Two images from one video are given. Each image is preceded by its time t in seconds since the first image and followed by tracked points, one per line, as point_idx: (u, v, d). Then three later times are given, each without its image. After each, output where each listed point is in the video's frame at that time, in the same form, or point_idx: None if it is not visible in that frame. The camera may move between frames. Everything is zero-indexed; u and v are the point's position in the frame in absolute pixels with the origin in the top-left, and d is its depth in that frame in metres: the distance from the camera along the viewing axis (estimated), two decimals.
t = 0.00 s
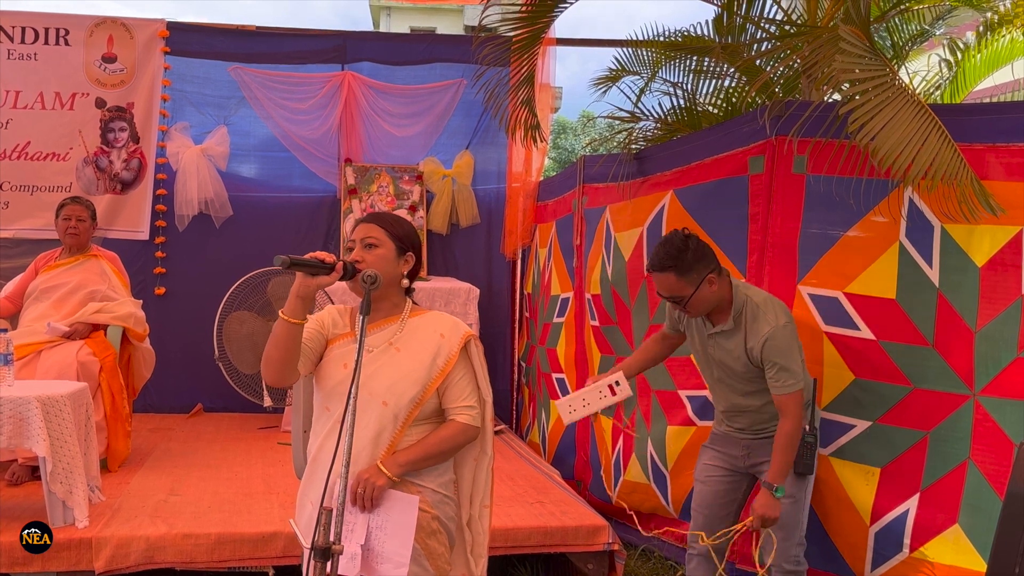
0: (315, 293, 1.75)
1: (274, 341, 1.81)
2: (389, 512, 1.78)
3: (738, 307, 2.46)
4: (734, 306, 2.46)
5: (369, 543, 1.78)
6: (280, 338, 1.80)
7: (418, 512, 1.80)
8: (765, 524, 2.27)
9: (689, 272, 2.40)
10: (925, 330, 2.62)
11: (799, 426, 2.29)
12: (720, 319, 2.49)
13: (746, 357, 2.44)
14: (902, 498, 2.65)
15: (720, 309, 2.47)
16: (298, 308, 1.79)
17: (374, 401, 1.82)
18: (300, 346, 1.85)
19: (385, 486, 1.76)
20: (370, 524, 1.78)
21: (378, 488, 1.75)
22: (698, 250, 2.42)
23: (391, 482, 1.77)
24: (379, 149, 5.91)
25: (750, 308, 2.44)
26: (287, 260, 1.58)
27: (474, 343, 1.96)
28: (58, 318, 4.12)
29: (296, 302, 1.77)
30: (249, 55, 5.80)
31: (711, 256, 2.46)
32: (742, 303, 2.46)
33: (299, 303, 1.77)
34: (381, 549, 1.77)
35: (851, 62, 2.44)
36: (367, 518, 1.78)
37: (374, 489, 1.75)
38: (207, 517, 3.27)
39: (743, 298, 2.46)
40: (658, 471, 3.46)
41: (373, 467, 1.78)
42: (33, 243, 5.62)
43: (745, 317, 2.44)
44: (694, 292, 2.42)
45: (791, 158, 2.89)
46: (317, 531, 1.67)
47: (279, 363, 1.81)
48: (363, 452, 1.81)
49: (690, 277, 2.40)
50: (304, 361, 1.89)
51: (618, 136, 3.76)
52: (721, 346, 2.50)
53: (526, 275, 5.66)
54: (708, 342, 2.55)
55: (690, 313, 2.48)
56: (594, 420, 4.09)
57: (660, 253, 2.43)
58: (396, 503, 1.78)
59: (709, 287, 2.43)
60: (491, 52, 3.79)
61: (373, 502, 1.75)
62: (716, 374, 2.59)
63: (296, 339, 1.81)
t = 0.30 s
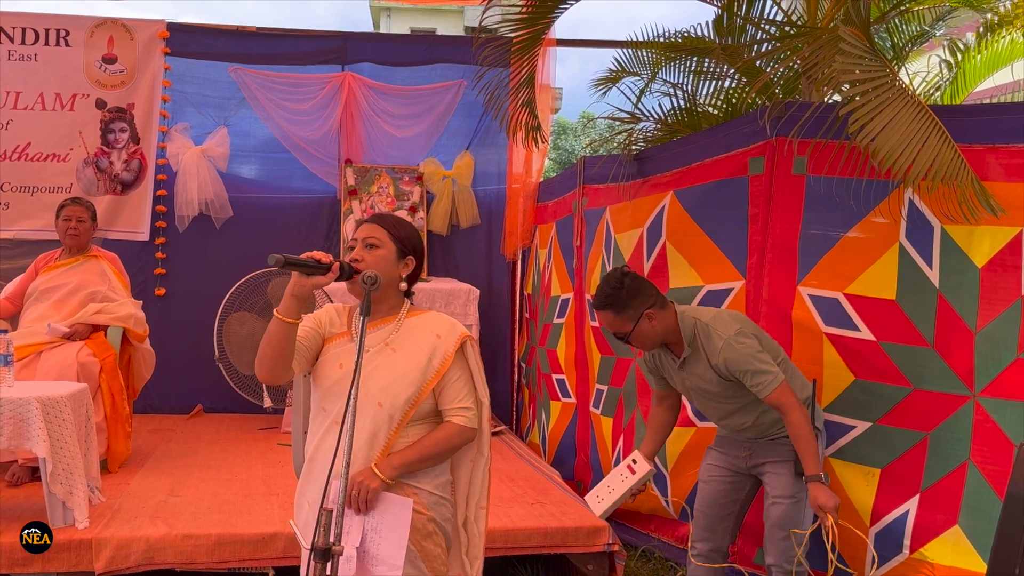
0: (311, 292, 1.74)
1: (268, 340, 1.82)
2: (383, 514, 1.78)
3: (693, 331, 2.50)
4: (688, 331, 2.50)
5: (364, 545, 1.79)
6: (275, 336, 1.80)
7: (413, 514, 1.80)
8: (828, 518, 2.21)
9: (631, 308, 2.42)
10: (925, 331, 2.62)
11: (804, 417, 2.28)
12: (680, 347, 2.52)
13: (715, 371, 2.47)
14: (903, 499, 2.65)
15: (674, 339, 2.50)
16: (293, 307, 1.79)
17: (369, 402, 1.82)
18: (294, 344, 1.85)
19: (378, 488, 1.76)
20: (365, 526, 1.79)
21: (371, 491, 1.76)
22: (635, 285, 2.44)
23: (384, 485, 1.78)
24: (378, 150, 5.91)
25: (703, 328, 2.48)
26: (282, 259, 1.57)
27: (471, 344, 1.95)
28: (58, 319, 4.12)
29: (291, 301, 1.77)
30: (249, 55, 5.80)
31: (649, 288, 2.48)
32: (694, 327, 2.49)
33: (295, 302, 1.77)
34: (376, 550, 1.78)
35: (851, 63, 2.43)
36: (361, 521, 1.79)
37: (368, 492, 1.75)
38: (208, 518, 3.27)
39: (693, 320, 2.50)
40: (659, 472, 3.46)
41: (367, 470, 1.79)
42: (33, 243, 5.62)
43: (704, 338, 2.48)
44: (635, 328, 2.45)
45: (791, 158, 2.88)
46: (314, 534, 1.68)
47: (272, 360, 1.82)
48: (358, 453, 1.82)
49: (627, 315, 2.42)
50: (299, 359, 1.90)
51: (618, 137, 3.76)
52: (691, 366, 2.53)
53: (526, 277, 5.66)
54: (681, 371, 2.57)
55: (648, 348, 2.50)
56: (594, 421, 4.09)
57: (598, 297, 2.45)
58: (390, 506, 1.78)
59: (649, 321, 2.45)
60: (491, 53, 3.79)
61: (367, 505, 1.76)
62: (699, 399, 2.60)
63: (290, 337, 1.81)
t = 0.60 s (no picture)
0: (308, 293, 1.74)
1: (265, 338, 1.82)
2: (379, 515, 1.79)
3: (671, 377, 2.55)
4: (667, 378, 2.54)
5: (361, 546, 1.80)
6: (272, 335, 1.80)
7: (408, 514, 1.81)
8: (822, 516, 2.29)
9: (612, 370, 2.40)
10: (925, 332, 2.61)
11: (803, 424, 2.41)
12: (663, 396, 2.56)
13: (705, 410, 2.52)
14: (903, 500, 2.65)
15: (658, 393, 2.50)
16: (290, 307, 1.79)
17: (366, 402, 1.82)
18: (291, 344, 1.86)
19: (373, 490, 1.76)
20: (362, 527, 1.80)
21: (366, 492, 1.76)
22: (609, 347, 2.43)
23: (379, 486, 1.78)
24: (378, 150, 5.91)
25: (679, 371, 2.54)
26: (279, 260, 1.57)
27: (467, 344, 1.95)
28: (58, 320, 4.12)
29: (288, 300, 1.77)
30: (250, 56, 5.81)
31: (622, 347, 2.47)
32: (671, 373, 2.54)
33: (292, 302, 1.77)
34: (372, 552, 1.78)
35: (851, 64, 2.43)
36: (358, 521, 1.79)
37: (363, 493, 1.76)
38: (208, 519, 3.27)
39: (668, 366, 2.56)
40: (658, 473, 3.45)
41: (362, 470, 1.79)
42: (33, 244, 5.62)
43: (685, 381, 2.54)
44: (620, 389, 2.42)
45: (791, 159, 2.88)
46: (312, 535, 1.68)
47: (267, 359, 1.82)
48: (354, 454, 1.82)
49: (611, 376, 2.40)
50: (296, 358, 1.90)
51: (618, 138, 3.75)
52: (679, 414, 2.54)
53: (526, 277, 5.66)
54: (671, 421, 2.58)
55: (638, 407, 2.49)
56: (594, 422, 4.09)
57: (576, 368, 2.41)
58: (385, 506, 1.78)
59: (634, 379, 2.43)
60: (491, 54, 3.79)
61: (362, 506, 1.76)
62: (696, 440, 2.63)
63: (286, 337, 1.81)
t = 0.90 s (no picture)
0: (310, 295, 1.74)
1: (267, 340, 1.82)
2: (380, 516, 1.79)
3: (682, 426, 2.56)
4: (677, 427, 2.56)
5: (362, 547, 1.80)
6: (273, 336, 1.81)
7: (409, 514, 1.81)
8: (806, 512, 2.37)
9: (630, 431, 2.40)
10: (925, 333, 2.62)
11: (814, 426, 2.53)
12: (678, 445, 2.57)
13: (722, 443, 2.57)
14: (905, 500, 2.65)
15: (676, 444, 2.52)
16: (292, 309, 1.79)
17: (367, 403, 1.82)
18: (292, 345, 1.86)
19: (375, 490, 1.76)
20: (363, 528, 1.79)
21: (368, 492, 1.76)
22: (621, 410, 2.43)
23: (380, 486, 1.78)
24: (378, 151, 5.91)
25: (689, 418, 2.57)
26: (281, 262, 1.59)
27: (469, 346, 1.95)
28: (58, 320, 4.12)
29: (289, 303, 1.77)
30: (250, 57, 5.81)
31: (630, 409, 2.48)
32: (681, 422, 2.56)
33: (293, 304, 1.77)
34: (373, 553, 1.78)
35: (851, 64, 2.43)
36: (359, 522, 1.79)
37: (364, 494, 1.75)
38: (208, 519, 3.27)
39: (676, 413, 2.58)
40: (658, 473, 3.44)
41: (364, 471, 1.79)
42: (33, 244, 5.62)
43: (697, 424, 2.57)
44: (643, 449, 2.42)
45: (791, 159, 2.88)
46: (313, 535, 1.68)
47: (269, 361, 1.83)
48: (355, 455, 1.82)
49: (631, 438, 2.40)
50: (297, 360, 1.90)
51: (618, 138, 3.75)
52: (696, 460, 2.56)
53: (526, 278, 5.66)
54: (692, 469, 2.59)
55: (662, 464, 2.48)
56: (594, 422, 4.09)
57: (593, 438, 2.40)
58: (386, 507, 1.78)
59: (653, 437, 2.44)
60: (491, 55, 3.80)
61: (364, 506, 1.76)
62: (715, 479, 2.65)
63: (287, 338, 1.82)
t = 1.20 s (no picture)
0: (315, 298, 1.74)
1: (272, 344, 1.82)
2: (383, 516, 1.78)
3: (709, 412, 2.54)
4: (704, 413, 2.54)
5: (365, 547, 1.79)
6: (278, 340, 1.80)
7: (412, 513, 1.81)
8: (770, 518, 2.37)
9: (665, 418, 2.38)
10: (926, 333, 2.61)
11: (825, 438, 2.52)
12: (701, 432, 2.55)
13: (741, 435, 2.56)
14: (905, 500, 2.64)
15: (700, 430, 2.50)
16: (297, 312, 1.78)
17: (371, 403, 1.82)
18: (297, 349, 1.85)
19: (379, 490, 1.76)
20: (366, 527, 1.79)
21: (372, 492, 1.76)
22: (654, 397, 2.41)
23: (384, 486, 1.78)
24: (379, 151, 5.90)
25: (716, 404, 2.55)
26: (287, 265, 1.59)
27: (473, 347, 1.95)
28: (58, 321, 4.12)
29: (294, 307, 1.76)
30: (250, 57, 5.81)
31: (664, 394, 2.45)
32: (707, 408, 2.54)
33: (298, 308, 1.77)
34: (375, 553, 1.78)
35: (851, 65, 2.43)
36: (361, 522, 1.79)
37: (368, 493, 1.75)
38: (208, 520, 3.26)
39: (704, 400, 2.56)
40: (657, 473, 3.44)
41: (368, 471, 1.78)
42: (33, 245, 5.62)
43: (722, 411, 2.55)
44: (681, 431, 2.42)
45: (791, 160, 2.88)
46: (316, 535, 1.67)
47: (275, 365, 1.82)
48: (359, 455, 1.82)
49: (669, 424, 2.39)
50: (302, 363, 1.90)
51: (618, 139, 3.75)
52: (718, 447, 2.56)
53: (526, 279, 5.66)
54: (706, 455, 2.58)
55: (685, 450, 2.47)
56: (594, 423, 4.09)
57: (624, 428, 2.36)
58: (389, 506, 1.78)
59: (685, 416, 2.46)
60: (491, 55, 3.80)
61: (367, 506, 1.76)
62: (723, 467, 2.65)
63: (293, 342, 1.81)
